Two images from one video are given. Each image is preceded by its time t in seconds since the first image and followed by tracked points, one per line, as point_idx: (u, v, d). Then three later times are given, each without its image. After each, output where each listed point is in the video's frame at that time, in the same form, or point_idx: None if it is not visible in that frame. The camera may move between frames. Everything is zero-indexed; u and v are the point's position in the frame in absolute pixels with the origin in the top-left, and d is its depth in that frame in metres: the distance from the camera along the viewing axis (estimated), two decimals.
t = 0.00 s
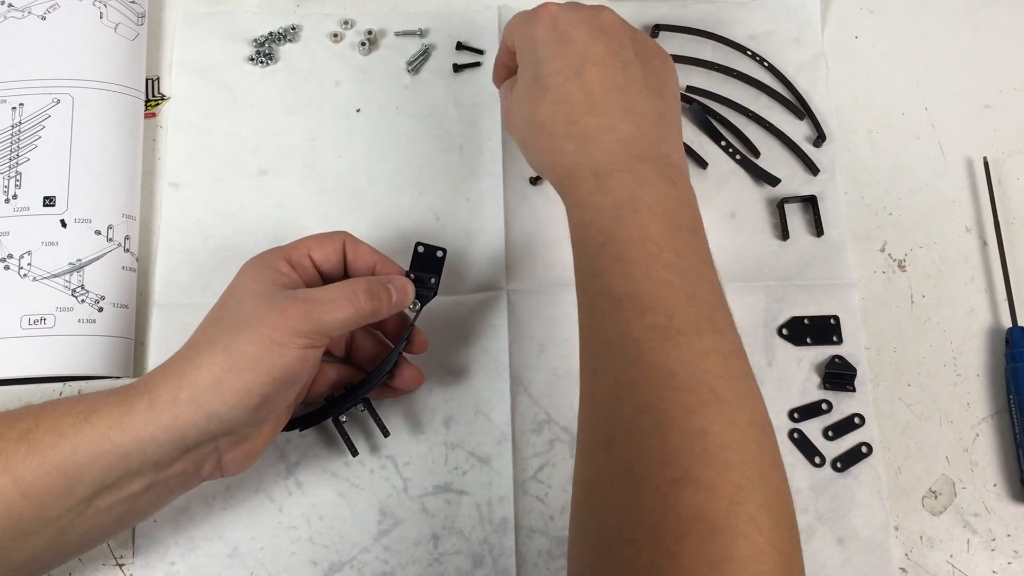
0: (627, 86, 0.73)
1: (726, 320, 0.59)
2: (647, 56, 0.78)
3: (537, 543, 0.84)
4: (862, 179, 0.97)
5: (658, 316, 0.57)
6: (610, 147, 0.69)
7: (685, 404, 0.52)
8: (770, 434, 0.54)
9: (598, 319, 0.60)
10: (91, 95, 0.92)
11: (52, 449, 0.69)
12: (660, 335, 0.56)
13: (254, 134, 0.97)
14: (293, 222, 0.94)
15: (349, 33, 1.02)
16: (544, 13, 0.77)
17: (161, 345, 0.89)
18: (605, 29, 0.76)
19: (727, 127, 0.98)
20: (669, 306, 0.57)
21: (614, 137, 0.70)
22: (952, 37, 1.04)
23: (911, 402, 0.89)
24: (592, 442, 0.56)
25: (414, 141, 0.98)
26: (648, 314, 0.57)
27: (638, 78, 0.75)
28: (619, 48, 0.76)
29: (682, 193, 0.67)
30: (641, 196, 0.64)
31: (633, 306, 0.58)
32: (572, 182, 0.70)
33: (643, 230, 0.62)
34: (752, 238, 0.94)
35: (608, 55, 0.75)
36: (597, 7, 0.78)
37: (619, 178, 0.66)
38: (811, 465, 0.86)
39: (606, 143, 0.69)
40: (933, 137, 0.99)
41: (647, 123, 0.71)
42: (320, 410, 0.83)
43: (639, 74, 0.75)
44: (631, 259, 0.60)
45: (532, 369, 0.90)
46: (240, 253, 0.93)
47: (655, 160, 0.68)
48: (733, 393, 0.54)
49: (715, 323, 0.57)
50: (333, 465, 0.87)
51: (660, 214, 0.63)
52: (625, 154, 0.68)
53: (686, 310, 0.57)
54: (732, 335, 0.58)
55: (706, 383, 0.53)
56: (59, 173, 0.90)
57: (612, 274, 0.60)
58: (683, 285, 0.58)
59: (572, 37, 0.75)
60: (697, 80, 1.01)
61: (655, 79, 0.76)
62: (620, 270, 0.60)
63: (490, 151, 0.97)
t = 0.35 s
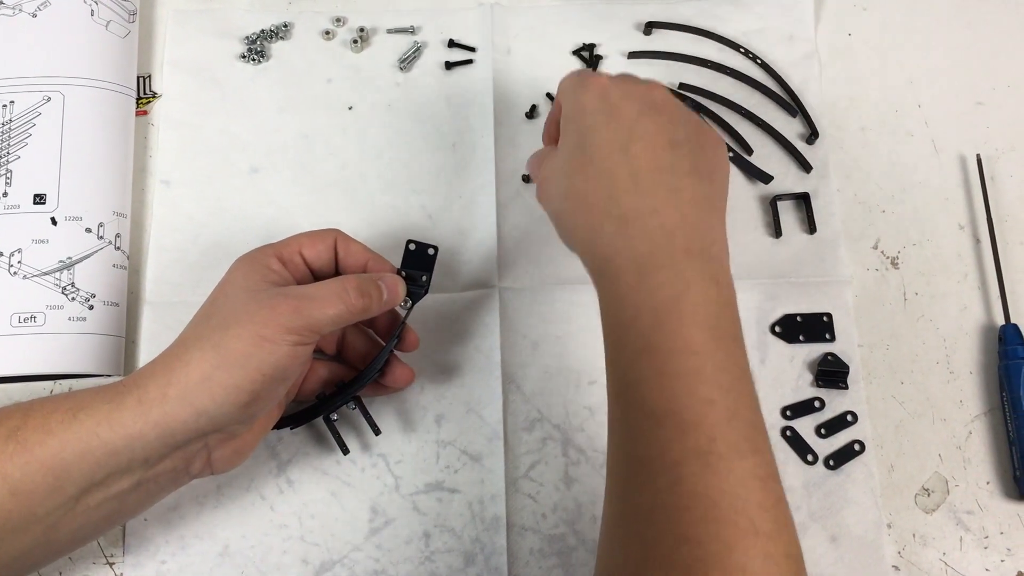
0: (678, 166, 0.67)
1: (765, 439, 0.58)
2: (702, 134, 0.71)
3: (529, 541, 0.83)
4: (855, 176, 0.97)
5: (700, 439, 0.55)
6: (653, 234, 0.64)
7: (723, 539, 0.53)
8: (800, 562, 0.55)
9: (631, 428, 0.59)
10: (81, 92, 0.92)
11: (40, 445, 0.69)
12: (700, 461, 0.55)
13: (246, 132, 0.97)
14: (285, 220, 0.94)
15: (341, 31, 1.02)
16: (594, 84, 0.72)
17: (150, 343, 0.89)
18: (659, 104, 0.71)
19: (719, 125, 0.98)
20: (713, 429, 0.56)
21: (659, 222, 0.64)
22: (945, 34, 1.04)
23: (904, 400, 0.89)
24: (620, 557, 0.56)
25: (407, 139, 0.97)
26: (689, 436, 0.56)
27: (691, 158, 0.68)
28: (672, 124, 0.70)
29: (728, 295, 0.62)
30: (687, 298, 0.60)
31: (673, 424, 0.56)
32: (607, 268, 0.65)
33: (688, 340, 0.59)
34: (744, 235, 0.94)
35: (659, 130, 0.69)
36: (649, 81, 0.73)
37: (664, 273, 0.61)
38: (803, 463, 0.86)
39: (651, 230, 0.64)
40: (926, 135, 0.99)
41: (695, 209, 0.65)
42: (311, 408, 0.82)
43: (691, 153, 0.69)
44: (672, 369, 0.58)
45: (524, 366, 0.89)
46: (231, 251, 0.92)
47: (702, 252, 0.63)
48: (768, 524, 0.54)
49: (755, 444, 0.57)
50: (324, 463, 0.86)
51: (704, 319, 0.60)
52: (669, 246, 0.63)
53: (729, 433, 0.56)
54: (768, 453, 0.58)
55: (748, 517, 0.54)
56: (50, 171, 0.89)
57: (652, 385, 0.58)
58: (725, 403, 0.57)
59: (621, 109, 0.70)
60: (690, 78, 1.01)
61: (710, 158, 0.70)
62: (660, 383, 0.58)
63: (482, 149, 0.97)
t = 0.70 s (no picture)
0: (648, 228, 0.74)
1: (730, 486, 0.60)
2: (674, 196, 0.77)
3: (521, 541, 0.84)
4: (847, 176, 0.98)
5: (666, 486, 0.57)
6: (619, 295, 0.70)
7: None
8: None
9: (599, 476, 0.61)
10: (74, 93, 0.92)
11: (32, 446, 0.69)
12: (666, 505, 0.56)
13: (239, 133, 0.98)
14: (277, 221, 0.94)
15: (334, 31, 1.02)
16: (577, 135, 0.77)
17: (143, 344, 0.89)
18: (636, 161, 0.76)
19: (711, 126, 0.98)
20: (676, 476, 0.58)
21: (625, 283, 0.70)
22: (937, 35, 1.04)
23: (895, 399, 0.89)
24: None
25: (399, 140, 0.98)
26: (654, 483, 0.57)
27: (661, 221, 0.75)
28: (646, 185, 0.76)
29: (691, 351, 0.68)
30: (650, 356, 0.65)
31: (639, 471, 0.58)
32: (578, 325, 0.71)
33: (651, 394, 0.62)
34: (735, 236, 0.94)
35: (632, 190, 0.75)
36: (631, 132, 0.78)
37: (627, 333, 0.67)
38: (794, 462, 0.86)
39: (617, 290, 0.70)
40: (918, 135, 0.99)
41: (661, 272, 0.72)
42: (303, 409, 0.83)
43: (661, 216, 0.75)
44: (636, 421, 0.61)
45: (516, 367, 0.90)
46: (224, 251, 0.93)
47: (665, 313, 0.69)
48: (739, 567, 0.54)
49: (721, 489, 0.58)
50: (316, 463, 0.87)
51: (668, 375, 0.64)
52: (635, 305, 0.69)
53: (693, 478, 0.58)
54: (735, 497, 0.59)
55: (716, 561, 0.54)
56: (43, 172, 0.89)
57: (618, 436, 0.61)
58: (689, 451, 0.59)
59: (599, 167, 0.75)
60: (682, 78, 1.01)
61: (678, 221, 0.76)
62: (624, 434, 0.61)
63: (475, 149, 0.97)
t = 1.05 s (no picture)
0: (645, 224, 0.73)
1: (723, 477, 0.60)
2: (674, 187, 0.75)
3: (517, 543, 0.83)
4: (844, 177, 0.97)
5: (659, 475, 0.58)
6: (615, 295, 0.70)
7: (687, 567, 0.54)
8: None
9: (595, 465, 0.62)
10: (69, 95, 0.92)
11: (26, 448, 0.69)
12: (660, 495, 0.57)
13: (235, 133, 0.97)
14: (273, 222, 0.94)
15: (330, 32, 1.02)
16: (572, 134, 0.75)
17: (138, 346, 0.89)
18: (632, 157, 0.74)
19: (708, 126, 0.98)
20: (669, 467, 0.59)
21: (621, 283, 0.70)
22: (933, 35, 1.04)
23: (893, 401, 0.89)
24: None
25: (395, 140, 0.97)
26: (648, 473, 0.58)
27: (659, 216, 0.73)
28: (643, 181, 0.74)
29: (687, 346, 0.68)
30: (645, 353, 0.65)
31: (634, 462, 0.59)
32: (575, 324, 0.72)
33: (646, 387, 0.63)
34: (732, 237, 0.94)
35: (629, 188, 0.73)
36: (628, 127, 0.76)
37: (624, 331, 0.67)
38: (791, 464, 0.86)
39: (613, 290, 0.70)
40: (915, 136, 0.99)
41: (657, 269, 0.71)
42: (298, 410, 0.83)
43: (660, 211, 0.73)
44: (631, 414, 0.62)
45: (512, 368, 0.89)
46: (219, 253, 0.92)
47: (661, 310, 0.69)
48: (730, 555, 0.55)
49: (715, 481, 0.59)
50: (312, 465, 0.86)
51: (664, 371, 0.64)
52: (632, 304, 0.69)
53: (686, 470, 0.59)
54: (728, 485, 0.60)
55: (707, 549, 0.55)
56: (38, 173, 0.89)
57: (613, 428, 0.62)
58: (683, 443, 0.60)
59: (595, 165, 0.74)
60: (679, 79, 1.01)
61: (677, 214, 0.75)
62: (620, 426, 0.61)
63: (471, 150, 0.97)
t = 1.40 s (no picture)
0: (655, 162, 0.72)
1: (720, 405, 0.60)
2: (683, 130, 0.75)
3: (513, 545, 0.83)
4: (841, 179, 0.97)
5: (655, 399, 0.58)
6: (620, 231, 0.69)
7: (677, 487, 0.54)
8: (755, 520, 0.56)
9: (595, 386, 0.61)
10: (66, 96, 0.92)
11: (21, 451, 0.69)
12: (656, 417, 0.57)
13: (231, 135, 0.97)
14: (270, 224, 0.94)
15: (326, 34, 1.02)
16: (585, 71, 0.74)
17: (134, 348, 0.89)
18: (644, 97, 0.73)
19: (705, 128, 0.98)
20: (668, 391, 0.58)
21: (627, 218, 0.69)
22: (931, 36, 1.04)
23: (889, 402, 0.89)
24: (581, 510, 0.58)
25: (392, 142, 0.97)
26: (646, 395, 0.58)
27: (668, 156, 0.72)
28: (654, 122, 0.73)
29: (690, 281, 0.67)
30: (648, 282, 0.64)
31: (632, 386, 0.59)
32: (581, 256, 0.71)
33: (647, 313, 0.62)
34: (729, 239, 0.94)
35: (641, 128, 0.72)
36: (641, 67, 0.75)
37: (627, 262, 0.66)
38: (787, 466, 0.86)
39: (619, 224, 0.69)
40: (912, 137, 0.99)
41: (664, 207, 0.70)
42: (294, 412, 0.83)
43: (669, 152, 0.73)
44: (631, 338, 0.61)
45: (509, 370, 0.89)
46: (216, 255, 0.92)
47: (667, 245, 0.68)
48: (723, 479, 0.55)
49: (710, 407, 0.59)
50: (308, 467, 0.86)
51: (665, 300, 0.63)
52: (638, 237, 0.68)
53: (684, 394, 0.58)
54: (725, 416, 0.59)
55: (698, 467, 0.55)
56: (34, 175, 0.89)
57: (611, 352, 0.61)
58: (680, 368, 0.60)
59: (606, 105, 0.73)
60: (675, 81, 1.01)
61: (686, 155, 0.74)
62: (618, 349, 0.61)
63: (468, 152, 0.97)
